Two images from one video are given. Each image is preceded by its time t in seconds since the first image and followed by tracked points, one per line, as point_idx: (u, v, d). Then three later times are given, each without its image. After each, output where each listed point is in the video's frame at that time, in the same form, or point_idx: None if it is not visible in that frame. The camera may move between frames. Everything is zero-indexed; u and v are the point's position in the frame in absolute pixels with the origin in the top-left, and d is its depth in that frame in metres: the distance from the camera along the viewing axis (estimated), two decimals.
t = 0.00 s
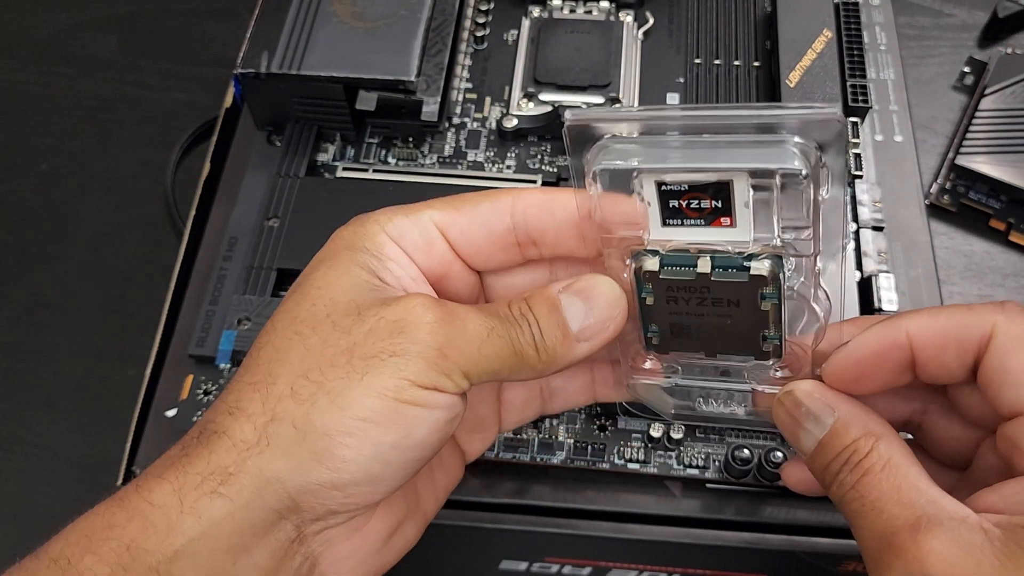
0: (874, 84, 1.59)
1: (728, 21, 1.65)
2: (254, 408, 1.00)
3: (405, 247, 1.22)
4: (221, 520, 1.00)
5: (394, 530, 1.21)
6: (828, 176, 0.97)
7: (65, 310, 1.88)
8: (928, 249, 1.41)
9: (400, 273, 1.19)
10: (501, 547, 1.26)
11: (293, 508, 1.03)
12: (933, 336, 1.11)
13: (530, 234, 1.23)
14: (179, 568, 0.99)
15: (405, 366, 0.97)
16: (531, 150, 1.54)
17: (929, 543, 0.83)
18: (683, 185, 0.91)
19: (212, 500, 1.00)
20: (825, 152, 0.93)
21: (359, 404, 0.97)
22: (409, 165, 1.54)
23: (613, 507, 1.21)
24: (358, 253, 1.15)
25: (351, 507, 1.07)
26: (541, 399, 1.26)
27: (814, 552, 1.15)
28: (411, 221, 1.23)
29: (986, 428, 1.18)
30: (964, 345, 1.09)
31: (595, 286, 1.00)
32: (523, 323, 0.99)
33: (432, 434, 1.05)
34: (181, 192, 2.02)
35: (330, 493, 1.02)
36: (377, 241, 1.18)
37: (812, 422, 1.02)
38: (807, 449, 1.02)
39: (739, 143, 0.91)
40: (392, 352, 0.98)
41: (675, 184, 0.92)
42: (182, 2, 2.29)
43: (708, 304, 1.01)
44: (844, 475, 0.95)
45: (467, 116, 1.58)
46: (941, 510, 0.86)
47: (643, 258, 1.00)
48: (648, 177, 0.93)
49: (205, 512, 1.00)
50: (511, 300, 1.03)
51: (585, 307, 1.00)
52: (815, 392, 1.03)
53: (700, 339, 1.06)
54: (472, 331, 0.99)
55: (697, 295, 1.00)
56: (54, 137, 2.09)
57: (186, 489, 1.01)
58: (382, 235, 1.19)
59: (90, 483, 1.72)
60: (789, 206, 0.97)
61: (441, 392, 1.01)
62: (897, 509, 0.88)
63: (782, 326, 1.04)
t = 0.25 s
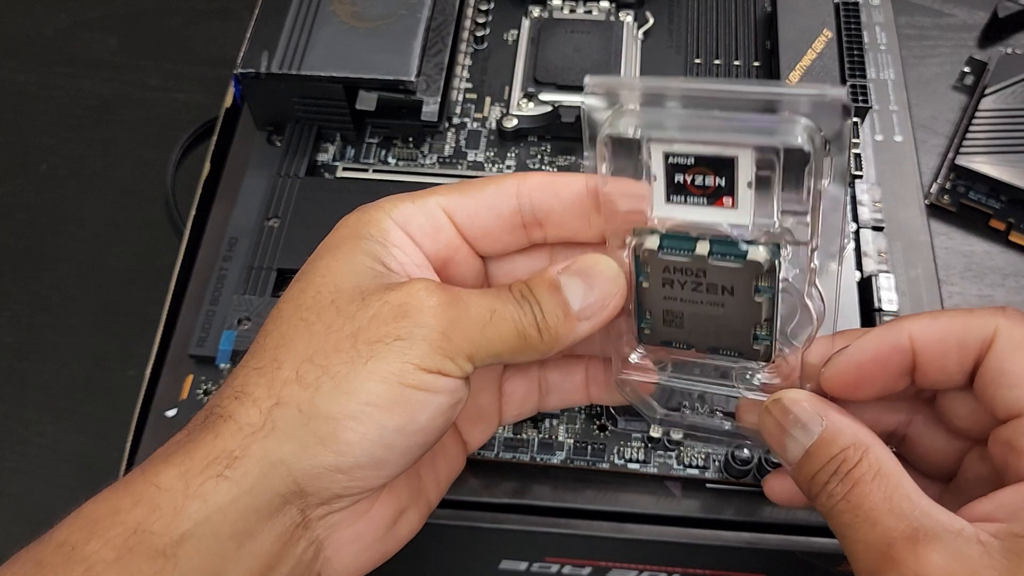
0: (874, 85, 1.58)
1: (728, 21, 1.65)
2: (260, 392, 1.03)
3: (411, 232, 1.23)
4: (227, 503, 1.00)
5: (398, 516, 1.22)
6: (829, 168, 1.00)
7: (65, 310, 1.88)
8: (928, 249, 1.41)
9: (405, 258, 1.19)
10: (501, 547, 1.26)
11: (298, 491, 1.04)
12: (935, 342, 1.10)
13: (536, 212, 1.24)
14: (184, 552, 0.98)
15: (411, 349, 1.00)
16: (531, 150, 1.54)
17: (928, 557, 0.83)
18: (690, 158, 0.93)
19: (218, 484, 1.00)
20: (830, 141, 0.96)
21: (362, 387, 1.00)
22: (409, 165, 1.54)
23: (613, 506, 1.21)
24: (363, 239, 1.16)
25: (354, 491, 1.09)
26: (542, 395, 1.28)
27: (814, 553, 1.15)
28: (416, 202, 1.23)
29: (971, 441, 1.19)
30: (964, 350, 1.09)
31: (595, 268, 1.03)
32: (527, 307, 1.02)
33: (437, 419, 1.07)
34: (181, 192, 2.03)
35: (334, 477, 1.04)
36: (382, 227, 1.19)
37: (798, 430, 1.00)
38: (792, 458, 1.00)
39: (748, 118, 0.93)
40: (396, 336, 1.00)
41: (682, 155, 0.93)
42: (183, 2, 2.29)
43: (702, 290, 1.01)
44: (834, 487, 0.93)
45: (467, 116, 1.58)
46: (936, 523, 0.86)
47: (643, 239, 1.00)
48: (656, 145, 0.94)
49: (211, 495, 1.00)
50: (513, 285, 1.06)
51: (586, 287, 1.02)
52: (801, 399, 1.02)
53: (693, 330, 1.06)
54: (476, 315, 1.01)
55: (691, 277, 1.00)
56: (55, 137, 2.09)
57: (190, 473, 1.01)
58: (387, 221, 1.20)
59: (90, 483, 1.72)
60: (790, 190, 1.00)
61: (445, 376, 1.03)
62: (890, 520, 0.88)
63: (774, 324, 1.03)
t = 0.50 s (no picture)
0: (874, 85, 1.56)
1: (728, 21, 1.65)
2: (293, 342, 1.07)
3: (451, 202, 1.27)
4: (258, 447, 1.03)
5: (418, 481, 1.22)
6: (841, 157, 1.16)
7: (65, 310, 1.88)
8: (928, 249, 1.41)
9: (438, 227, 1.23)
10: (502, 548, 1.26)
11: (324, 440, 1.08)
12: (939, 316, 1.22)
13: (575, 193, 1.30)
14: (215, 495, 1.01)
15: (445, 305, 1.05)
16: (531, 150, 1.54)
17: (981, 535, 0.82)
18: (735, 129, 1.15)
19: (248, 428, 1.03)
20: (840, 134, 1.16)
21: (392, 341, 1.04)
22: (410, 165, 1.54)
23: (613, 506, 1.20)
24: (402, 207, 1.20)
25: (379, 444, 1.12)
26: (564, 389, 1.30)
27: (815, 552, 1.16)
28: (464, 176, 1.29)
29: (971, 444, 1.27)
30: (967, 325, 1.20)
31: (617, 237, 1.08)
32: (552, 272, 1.05)
33: (462, 376, 1.11)
34: (181, 192, 2.02)
35: (360, 428, 1.08)
36: (423, 194, 1.22)
37: (850, 379, 0.94)
38: (837, 407, 0.94)
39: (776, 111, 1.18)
40: (426, 294, 1.05)
41: (728, 128, 1.15)
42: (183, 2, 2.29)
43: (711, 263, 1.08)
44: (885, 444, 0.90)
45: (467, 116, 1.58)
46: (987, 502, 0.84)
47: (671, 210, 1.12)
48: (705, 113, 1.17)
49: (241, 439, 1.03)
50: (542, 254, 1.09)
51: (605, 255, 1.07)
52: (853, 351, 0.96)
53: (698, 313, 1.08)
54: (504, 277, 1.05)
55: (708, 246, 1.09)
56: (55, 137, 2.09)
57: (221, 420, 1.04)
58: (428, 190, 1.24)
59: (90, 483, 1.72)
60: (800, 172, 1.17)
61: (467, 334, 1.07)
62: (942, 490, 0.86)
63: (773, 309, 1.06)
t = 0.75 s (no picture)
0: (874, 85, 1.54)
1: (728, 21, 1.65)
2: (306, 311, 1.11)
3: (486, 206, 1.29)
4: (271, 409, 1.05)
5: (428, 469, 1.21)
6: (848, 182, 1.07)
7: (64, 310, 1.88)
8: (928, 248, 1.41)
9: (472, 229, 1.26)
10: (502, 548, 1.25)
11: (329, 410, 1.09)
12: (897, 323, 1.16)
13: (611, 215, 1.31)
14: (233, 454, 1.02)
15: (445, 272, 1.05)
16: (531, 150, 1.54)
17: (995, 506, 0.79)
18: (763, 149, 1.09)
19: (262, 390, 1.06)
20: (851, 159, 1.07)
21: (392, 305, 1.05)
22: (410, 165, 1.54)
23: (612, 506, 1.20)
24: (434, 201, 1.24)
25: (381, 413, 1.11)
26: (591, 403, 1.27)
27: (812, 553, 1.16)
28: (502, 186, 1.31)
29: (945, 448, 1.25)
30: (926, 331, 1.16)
31: (633, 239, 1.08)
32: (560, 261, 1.08)
33: (461, 345, 1.09)
34: (181, 192, 2.02)
35: (360, 391, 1.08)
36: (461, 195, 1.26)
37: (834, 358, 0.88)
38: (823, 389, 0.88)
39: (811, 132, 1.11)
40: (430, 259, 1.06)
41: (757, 149, 1.09)
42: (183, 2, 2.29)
43: (711, 271, 1.01)
44: (880, 422, 0.84)
45: (467, 116, 1.58)
46: (990, 473, 0.82)
47: (692, 222, 1.08)
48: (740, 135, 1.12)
49: (256, 401, 1.05)
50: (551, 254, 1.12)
51: (617, 256, 1.07)
52: (836, 328, 0.89)
53: (687, 316, 1.00)
54: (508, 251, 1.06)
55: (709, 256, 1.02)
56: (54, 137, 2.09)
57: (239, 383, 1.07)
58: (467, 193, 1.27)
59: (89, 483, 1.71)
60: (810, 192, 1.07)
61: (473, 305, 1.06)
62: (944, 462, 0.82)
63: (758, 321, 0.97)
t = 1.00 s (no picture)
0: (874, 85, 1.56)
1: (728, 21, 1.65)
2: (308, 306, 1.12)
3: (497, 208, 1.30)
4: (272, 403, 1.06)
5: (429, 466, 1.20)
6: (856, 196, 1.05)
7: (64, 310, 1.88)
8: (928, 248, 1.41)
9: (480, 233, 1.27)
10: (502, 548, 1.25)
11: (330, 405, 1.09)
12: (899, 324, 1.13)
13: (616, 227, 1.31)
14: (235, 447, 1.02)
15: (443, 267, 1.05)
16: (531, 150, 1.54)
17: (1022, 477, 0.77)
18: (781, 171, 1.14)
19: (263, 383, 1.07)
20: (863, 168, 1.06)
21: (391, 301, 1.05)
22: (409, 165, 1.54)
23: (613, 507, 1.20)
24: (440, 199, 1.26)
25: (381, 407, 1.11)
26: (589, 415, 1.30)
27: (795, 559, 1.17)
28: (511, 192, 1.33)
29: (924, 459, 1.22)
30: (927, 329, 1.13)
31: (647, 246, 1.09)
32: (567, 255, 1.08)
33: (457, 339, 1.09)
34: (181, 192, 2.02)
35: (358, 385, 1.08)
36: (470, 194, 1.27)
37: (848, 346, 0.88)
38: (834, 377, 0.88)
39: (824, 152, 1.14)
40: (429, 255, 1.06)
41: (775, 171, 1.14)
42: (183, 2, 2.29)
43: (723, 274, 1.03)
44: (900, 403, 0.82)
45: (467, 116, 1.58)
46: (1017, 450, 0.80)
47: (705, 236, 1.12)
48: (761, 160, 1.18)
49: (256, 394, 1.06)
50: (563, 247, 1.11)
51: (631, 256, 1.08)
52: (845, 321, 0.90)
53: (692, 315, 1.03)
54: (510, 246, 1.07)
55: (723, 262, 1.04)
56: (54, 137, 2.09)
57: (241, 377, 1.08)
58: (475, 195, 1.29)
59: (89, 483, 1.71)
60: (828, 202, 1.06)
61: (472, 300, 1.07)
62: (973, 440, 0.80)
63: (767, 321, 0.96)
